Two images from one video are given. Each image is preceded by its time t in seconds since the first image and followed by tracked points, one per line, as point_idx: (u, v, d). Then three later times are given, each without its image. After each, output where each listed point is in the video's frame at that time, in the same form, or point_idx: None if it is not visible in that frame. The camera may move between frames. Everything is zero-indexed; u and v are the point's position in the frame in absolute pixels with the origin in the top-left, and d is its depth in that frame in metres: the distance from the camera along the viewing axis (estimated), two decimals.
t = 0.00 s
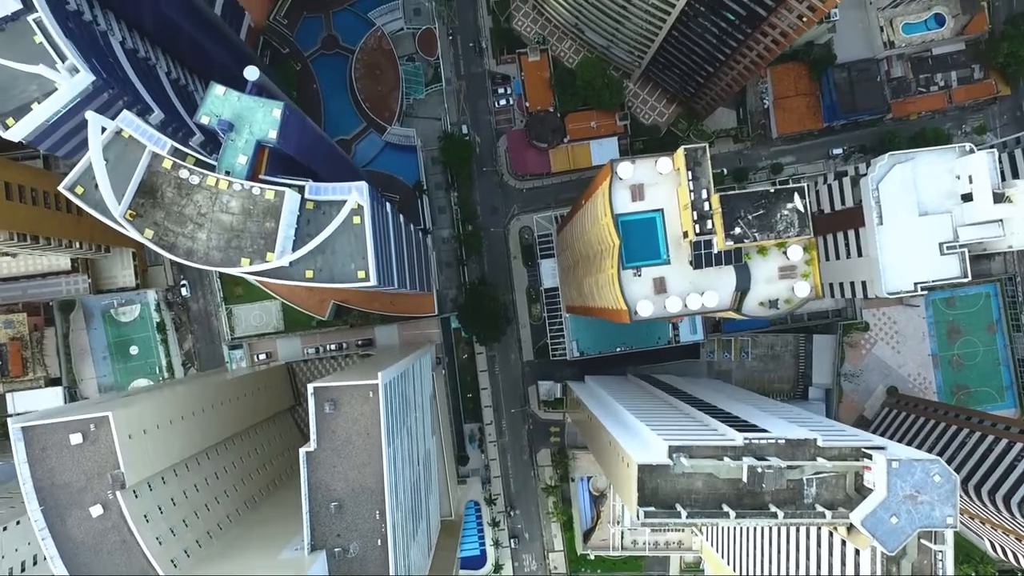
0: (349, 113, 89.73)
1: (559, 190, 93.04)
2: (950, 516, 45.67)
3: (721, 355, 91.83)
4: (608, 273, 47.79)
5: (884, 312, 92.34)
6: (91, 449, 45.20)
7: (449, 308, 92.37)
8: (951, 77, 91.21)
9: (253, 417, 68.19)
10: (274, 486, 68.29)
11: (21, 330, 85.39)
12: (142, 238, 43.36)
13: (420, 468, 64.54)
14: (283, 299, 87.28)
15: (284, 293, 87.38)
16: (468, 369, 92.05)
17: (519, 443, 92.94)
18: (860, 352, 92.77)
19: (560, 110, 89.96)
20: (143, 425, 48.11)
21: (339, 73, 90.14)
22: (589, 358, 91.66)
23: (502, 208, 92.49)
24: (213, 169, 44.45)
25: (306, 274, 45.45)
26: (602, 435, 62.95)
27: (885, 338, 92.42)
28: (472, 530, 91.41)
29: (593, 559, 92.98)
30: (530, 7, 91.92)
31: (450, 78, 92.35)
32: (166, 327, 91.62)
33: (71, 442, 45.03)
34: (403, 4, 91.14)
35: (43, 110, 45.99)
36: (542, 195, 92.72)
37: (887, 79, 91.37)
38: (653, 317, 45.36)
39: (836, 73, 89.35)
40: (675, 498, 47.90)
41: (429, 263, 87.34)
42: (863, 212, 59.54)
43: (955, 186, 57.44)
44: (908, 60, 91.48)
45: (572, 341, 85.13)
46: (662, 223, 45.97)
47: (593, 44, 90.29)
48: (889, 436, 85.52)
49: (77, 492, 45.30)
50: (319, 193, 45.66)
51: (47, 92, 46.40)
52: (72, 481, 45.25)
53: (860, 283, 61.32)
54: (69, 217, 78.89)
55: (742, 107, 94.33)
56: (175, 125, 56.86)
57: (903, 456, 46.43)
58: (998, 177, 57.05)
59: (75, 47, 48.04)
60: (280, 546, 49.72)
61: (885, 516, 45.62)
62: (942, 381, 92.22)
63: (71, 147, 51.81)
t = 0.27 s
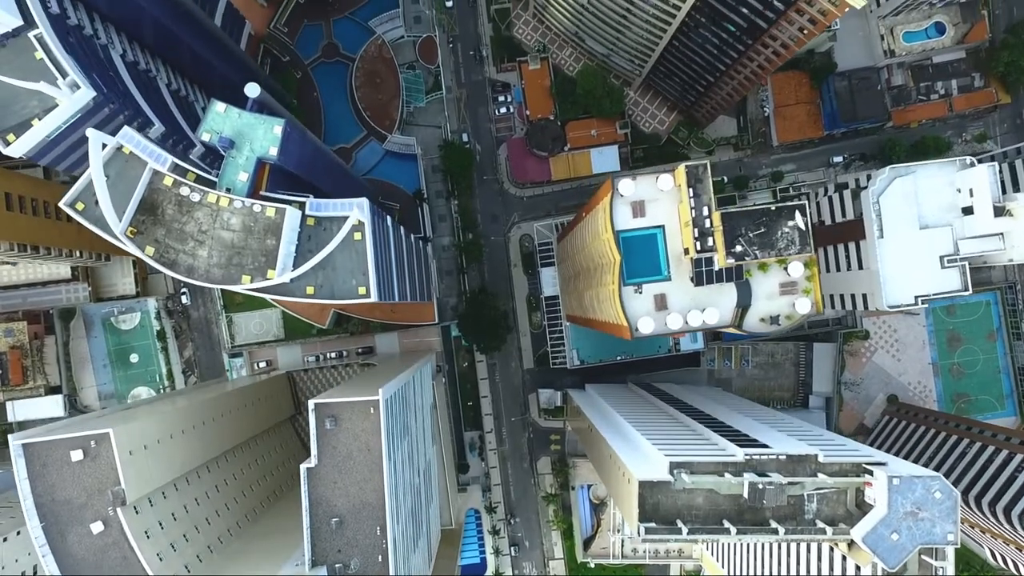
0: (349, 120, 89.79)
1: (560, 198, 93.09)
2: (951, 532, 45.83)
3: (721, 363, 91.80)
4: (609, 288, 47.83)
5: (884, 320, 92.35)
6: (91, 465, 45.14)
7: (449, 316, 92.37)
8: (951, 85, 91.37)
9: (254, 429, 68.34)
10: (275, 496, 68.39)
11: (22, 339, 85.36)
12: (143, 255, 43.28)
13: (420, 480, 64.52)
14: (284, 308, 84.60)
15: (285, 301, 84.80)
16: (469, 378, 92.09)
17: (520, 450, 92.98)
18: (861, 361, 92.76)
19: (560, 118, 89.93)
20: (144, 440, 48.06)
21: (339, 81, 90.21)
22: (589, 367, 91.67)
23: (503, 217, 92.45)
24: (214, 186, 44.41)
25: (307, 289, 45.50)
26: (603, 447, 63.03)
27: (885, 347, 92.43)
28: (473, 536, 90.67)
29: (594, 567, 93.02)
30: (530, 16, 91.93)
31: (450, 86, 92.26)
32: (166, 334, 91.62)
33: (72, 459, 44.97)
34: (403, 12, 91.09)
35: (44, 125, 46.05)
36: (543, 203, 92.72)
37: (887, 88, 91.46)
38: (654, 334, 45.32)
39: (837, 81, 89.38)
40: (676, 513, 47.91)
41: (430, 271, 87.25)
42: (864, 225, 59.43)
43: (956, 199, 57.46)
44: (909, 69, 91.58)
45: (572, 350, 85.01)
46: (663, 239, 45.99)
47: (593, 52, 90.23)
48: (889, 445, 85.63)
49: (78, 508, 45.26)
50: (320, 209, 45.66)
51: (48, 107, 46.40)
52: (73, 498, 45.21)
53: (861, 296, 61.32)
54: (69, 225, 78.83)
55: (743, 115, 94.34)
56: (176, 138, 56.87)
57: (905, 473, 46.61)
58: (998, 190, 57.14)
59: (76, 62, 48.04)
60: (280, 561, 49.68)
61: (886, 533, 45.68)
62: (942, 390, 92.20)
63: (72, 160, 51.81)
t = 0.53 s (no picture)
0: (349, 130, 89.89)
1: (560, 208, 93.09)
2: (952, 552, 45.82)
3: (722, 372, 91.73)
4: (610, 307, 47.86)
5: (885, 330, 92.33)
6: (92, 485, 45.09)
7: (450, 325, 92.33)
8: (952, 95, 91.44)
9: (255, 442, 68.52)
10: (276, 509, 68.44)
11: (22, 349, 85.69)
12: (144, 276, 43.28)
13: (421, 494, 64.46)
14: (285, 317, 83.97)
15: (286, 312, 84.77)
16: (469, 387, 92.08)
17: (520, 460, 92.98)
18: (861, 371, 92.75)
19: (561, 128, 89.93)
20: (145, 459, 48.02)
21: (340, 91, 90.28)
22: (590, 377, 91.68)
23: (503, 226, 92.40)
24: (215, 206, 44.40)
25: (308, 309, 45.42)
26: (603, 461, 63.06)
27: (886, 356, 92.43)
28: (473, 546, 90.82)
29: None
30: (531, 25, 91.85)
31: (451, 96, 92.11)
32: (166, 344, 91.65)
33: (73, 478, 44.91)
34: (404, 21, 90.98)
35: (46, 144, 46.19)
36: (543, 212, 92.69)
37: (887, 97, 91.51)
38: (655, 354, 45.31)
39: (837, 91, 89.37)
40: (677, 532, 47.91)
41: (430, 281, 87.17)
42: (865, 241, 59.27)
43: (956, 214, 57.52)
44: (909, 78, 91.65)
45: (573, 360, 84.90)
46: (664, 259, 46.03)
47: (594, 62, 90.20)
48: (889, 455, 85.68)
49: (78, 528, 45.23)
50: (321, 229, 45.63)
51: (50, 125, 46.42)
52: (73, 517, 45.20)
53: (862, 310, 61.27)
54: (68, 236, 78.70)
55: (744, 125, 94.28)
56: (176, 153, 56.81)
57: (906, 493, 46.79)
58: (999, 206, 57.17)
59: (77, 81, 47.99)
60: None
61: (887, 552, 45.56)
62: (943, 399, 92.17)
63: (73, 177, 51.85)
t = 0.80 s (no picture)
0: (350, 139, 89.87)
1: (561, 216, 93.03)
2: (953, 569, 45.73)
3: (722, 381, 91.65)
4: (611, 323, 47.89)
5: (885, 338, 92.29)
6: (92, 503, 45.01)
7: (450, 334, 92.27)
8: (952, 103, 91.45)
9: (256, 453, 68.51)
10: (277, 520, 68.37)
11: (22, 357, 85.88)
12: (144, 294, 43.18)
13: (421, 507, 64.36)
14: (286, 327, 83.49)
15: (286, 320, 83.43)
16: (469, 396, 92.04)
17: (520, 468, 92.95)
18: (862, 380, 92.67)
19: (561, 136, 89.87)
20: (145, 475, 47.91)
21: (340, 100, 90.26)
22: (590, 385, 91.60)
23: (503, 234, 92.33)
24: (215, 224, 44.33)
25: (309, 326, 45.30)
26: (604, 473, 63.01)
27: (886, 365, 92.36)
28: (473, 556, 90.94)
29: None
30: (531, 33, 91.74)
31: (451, 104, 91.97)
32: (166, 352, 91.65)
33: (73, 496, 44.82)
34: (404, 29, 90.87)
35: (47, 161, 46.08)
36: (543, 220, 92.63)
37: (888, 106, 91.52)
38: (656, 371, 45.32)
39: (838, 100, 89.45)
40: (678, 548, 47.82)
41: (431, 290, 87.03)
42: (866, 254, 58.94)
43: (957, 228, 57.59)
44: (910, 87, 91.71)
45: (573, 369, 84.86)
46: (665, 276, 45.99)
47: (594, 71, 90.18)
48: (890, 465, 85.70)
49: (79, 545, 45.21)
50: (322, 246, 45.58)
51: (51, 141, 46.32)
52: (74, 535, 45.19)
53: (863, 323, 61.09)
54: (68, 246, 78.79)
55: (744, 133, 94.18)
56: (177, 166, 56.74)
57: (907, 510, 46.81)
58: (999, 220, 57.30)
59: (77, 97, 47.91)
60: None
61: (888, 569, 45.55)
62: (944, 408, 92.13)
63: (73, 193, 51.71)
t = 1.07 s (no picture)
0: (350, 148, 89.87)
1: (561, 225, 93.03)
2: None
3: (722, 390, 91.60)
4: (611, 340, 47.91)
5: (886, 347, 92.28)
6: (93, 520, 44.99)
7: (450, 342, 92.27)
8: (952, 112, 91.51)
9: (255, 465, 68.34)
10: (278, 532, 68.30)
11: (22, 366, 85.82)
12: (144, 312, 43.16)
13: (421, 519, 64.26)
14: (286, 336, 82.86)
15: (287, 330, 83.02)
16: (469, 404, 92.08)
17: (520, 476, 92.97)
18: (862, 389, 92.61)
19: (561, 145, 89.82)
20: (146, 491, 47.83)
21: (340, 108, 90.23)
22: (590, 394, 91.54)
23: (504, 243, 92.28)
24: (216, 242, 44.28)
25: (309, 343, 45.21)
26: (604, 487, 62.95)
27: (886, 374, 92.32)
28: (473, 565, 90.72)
29: None
30: (531, 42, 91.75)
31: (451, 112, 91.88)
32: (166, 361, 91.71)
33: (73, 514, 44.79)
34: (404, 38, 90.81)
35: (47, 178, 46.02)
36: (543, 229, 92.61)
37: (888, 114, 91.53)
38: (656, 389, 45.34)
39: (838, 110, 89.46)
40: (678, 565, 47.72)
41: (431, 299, 87.00)
42: (866, 268, 58.89)
43: (957, 242, 57.70)
44: (910, 96, 91.75)
45: (573, 378, 85.10)
46: (665, 293, 45.98)
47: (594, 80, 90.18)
48: (890, 475, 85.79)
49: (79, 563, 45.19)
50: (322, 263, 45.55)
51: (52, 158, 46.29)
52: (74, 552, 45.20)
53: (863, 336, 61.11)
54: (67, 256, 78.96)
55: (745, 141, 94.14)
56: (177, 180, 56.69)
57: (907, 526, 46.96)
58: (999, 234, 57.57)
59: (78, 113, 47.86)
60: None
61: None
62: (944, 417, 92.13)
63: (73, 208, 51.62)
